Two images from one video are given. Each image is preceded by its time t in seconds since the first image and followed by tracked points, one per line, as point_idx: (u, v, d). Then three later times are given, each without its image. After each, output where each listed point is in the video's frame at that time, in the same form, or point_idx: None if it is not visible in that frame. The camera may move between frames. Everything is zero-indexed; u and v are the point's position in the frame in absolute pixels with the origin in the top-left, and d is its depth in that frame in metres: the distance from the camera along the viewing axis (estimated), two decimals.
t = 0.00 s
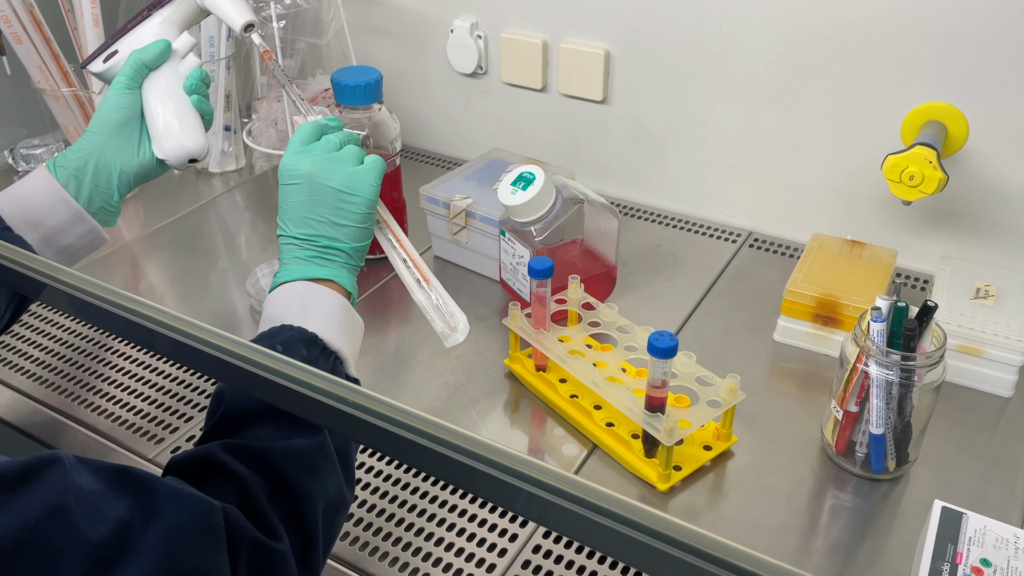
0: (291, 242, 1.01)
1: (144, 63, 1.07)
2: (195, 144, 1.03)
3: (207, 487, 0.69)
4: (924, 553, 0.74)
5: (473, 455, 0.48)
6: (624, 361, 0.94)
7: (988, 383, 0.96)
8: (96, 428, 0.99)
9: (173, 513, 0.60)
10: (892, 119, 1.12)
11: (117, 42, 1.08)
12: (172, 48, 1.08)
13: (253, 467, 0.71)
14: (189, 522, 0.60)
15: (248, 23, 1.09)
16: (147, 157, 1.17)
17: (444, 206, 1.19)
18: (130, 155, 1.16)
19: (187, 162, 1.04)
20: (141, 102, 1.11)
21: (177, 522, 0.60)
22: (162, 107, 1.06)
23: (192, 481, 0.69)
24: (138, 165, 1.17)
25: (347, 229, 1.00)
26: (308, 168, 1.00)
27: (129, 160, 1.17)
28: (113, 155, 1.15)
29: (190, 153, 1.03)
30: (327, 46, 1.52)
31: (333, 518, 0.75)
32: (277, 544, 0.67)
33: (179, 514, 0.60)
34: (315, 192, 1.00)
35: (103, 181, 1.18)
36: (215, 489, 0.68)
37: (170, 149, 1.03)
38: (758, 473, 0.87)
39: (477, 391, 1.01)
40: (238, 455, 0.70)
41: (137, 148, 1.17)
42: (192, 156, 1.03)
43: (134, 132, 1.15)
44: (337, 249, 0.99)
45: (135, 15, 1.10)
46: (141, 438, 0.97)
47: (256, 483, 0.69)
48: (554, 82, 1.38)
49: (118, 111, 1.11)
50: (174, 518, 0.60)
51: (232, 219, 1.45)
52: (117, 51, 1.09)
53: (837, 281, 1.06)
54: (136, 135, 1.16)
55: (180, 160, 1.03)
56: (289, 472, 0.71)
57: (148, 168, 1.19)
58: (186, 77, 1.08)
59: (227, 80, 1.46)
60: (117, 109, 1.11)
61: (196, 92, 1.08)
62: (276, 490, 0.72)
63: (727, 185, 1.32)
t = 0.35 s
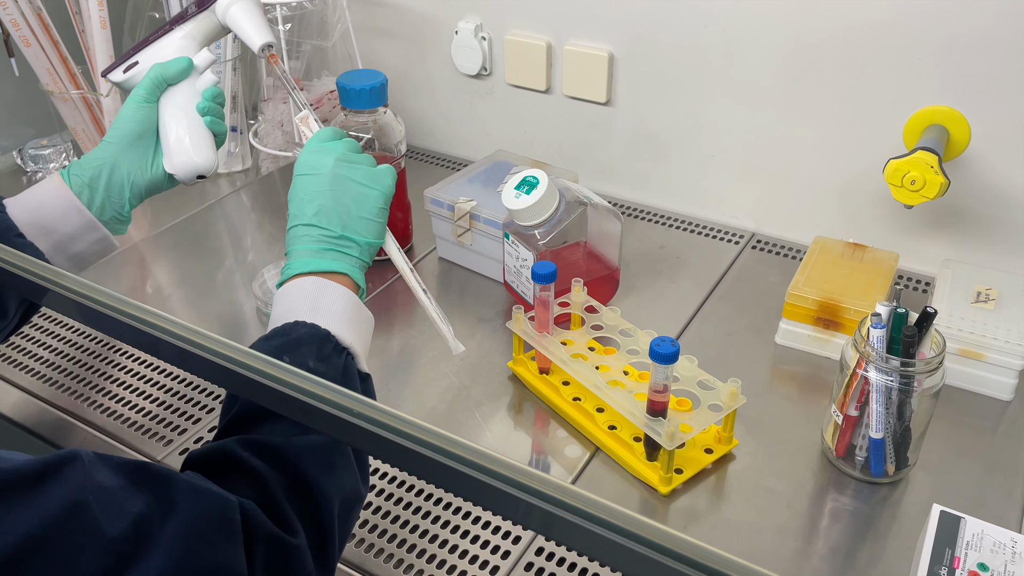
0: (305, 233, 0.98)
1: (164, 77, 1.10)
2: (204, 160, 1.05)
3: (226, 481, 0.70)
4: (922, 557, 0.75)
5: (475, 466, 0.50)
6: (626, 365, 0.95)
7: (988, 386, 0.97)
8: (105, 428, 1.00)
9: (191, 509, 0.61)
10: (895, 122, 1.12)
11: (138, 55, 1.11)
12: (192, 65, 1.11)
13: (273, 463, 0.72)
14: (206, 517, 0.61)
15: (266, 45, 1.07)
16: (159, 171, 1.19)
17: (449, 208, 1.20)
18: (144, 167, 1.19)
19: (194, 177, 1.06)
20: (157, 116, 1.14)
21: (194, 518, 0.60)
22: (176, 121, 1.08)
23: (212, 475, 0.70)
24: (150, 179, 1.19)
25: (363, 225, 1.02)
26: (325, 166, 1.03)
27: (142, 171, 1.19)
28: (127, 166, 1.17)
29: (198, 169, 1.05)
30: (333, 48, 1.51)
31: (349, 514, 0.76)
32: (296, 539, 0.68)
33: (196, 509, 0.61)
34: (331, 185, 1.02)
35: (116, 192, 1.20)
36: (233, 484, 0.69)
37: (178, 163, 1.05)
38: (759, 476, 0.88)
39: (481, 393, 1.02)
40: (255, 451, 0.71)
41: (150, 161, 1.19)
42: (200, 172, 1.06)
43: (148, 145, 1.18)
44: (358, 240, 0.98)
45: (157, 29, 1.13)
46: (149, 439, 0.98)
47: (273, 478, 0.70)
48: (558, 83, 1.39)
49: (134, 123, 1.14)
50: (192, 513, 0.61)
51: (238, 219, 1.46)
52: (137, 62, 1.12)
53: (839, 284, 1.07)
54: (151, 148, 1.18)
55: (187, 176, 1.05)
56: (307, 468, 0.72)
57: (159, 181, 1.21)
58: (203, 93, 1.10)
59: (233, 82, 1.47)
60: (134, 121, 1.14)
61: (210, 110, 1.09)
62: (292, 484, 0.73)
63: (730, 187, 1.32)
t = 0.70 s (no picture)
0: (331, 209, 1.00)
1: (173, 78, 1.10)
2: (210, 163, 1.07)
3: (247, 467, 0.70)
4: (928, 555, 0.76)
5: (487, 466, 0.50)
6: (634, 363, 0.96)
7: (995, 385, 0.97)
8: (117, 424, 1.01)
9: (214, 495, 0.61)
10: (903, 122, 1.12)
11: (148, 54, 1.11)
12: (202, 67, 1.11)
13: (291, 449, 0.72)
14: (228, 501, 0.61)
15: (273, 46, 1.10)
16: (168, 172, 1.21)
17: (457, 206, 1.21)
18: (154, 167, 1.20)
19: (200, 179, 1.08)
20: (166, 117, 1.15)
21: (218, 503, 0.61)
22: (184, 123, 1.09)
23: (232, 462, 0.71)
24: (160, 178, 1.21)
25: (378, 219, 1.05)
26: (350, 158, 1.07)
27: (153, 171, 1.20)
28: (137, 165, 1.19)
29: (204, 171, 1.07)
30: (342, 47, 1.54)
31: (367, 499, 0.77)
32: (316, 524, 0.69)
33: (219, 494, 0.61)
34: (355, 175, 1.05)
35: (126, 191, 1.21)
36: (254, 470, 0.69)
37: (186, 166, 1.07)
38: (766, 474, 0.89)
39: (489, 390, 1.03)
40: (274, 438, 0.72)
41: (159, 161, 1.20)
42: (206, 175, 1.08)
43: (157, 146, 1.20)
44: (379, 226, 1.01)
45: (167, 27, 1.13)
46: (160, 435, 0.99)
47: (292, 464, 0.70)
48: (565, 82, 1.39)
49: (144, 124, 1.16)
50: (214, 498, 0.61)
51: (247, 216, 1.47)
52: (147, 62, 1.12)
53: (846, 283, 1.07)
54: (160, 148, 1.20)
55: (194, 177, 1.07)
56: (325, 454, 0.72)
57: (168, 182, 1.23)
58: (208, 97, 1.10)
59: (243, 80, 1.48)
60: (143, 122, 1.16)
61: (219, 115, 1.09)
62: (310, 470, 0.73)
63: (738, 185, 1.32)
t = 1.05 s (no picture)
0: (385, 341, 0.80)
1: (110, 13, 1.25)
2: (151, 87, 1.21)
3: None
4: (936, 550, 0.76)
5: (497, 459, 0.51)
6: (643, 359, 0.96)
7: (1004, 382, 0.97)
8: (127, 417, 1.01)
9: None
10: (913, 118, 1.12)
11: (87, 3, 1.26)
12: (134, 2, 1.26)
13: None
14: None
15: None
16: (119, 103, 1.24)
17: (466, 202, 1.21)
18: (104, 97, 1.24)
19: (143, 103, 1.21)
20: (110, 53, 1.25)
21: None
22: (127, 47, 1.22)
23: None
24: (111, 109, 1.24)
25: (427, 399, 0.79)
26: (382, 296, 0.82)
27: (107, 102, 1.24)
28: (87, 98, 1.23)
29: (145, 93, 1.20)
30: (351, 43, 1.54)
31: None
32: None
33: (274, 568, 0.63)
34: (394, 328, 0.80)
35: (85, 126, 1.24)
36: None
37: (130, 92, 1.21)
38: (774, 469, 0.89)
39: (498, 386, 1.03)
40: None
41: (109, 92, 1.24)
42: (148, 98, 1.21)
43: (108, 79, 1.25)
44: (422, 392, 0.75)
45: None
46: (170, 428, 0.99)
47: None
48: (574, 77, 1.39)
49: (88, 58, 1.24)
50: None
51: (257, 211, 1.48)
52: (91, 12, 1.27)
53: (854, 279, 1.07)
54: (108, 81, 1.25)
55: (138, 102, 1.21)
56: None
57: (121, 115, 1.26)
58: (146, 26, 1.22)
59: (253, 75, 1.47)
60: (89, 57, 1.24)
61: (156, 40, 1.22)
62: None
63: (746, 180, 1.32)
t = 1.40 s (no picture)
0: None
1: (89, 10, 1.21)
2: (138, 73, 1.20)
3: None
4: (939, 547, 0.76)
5: (501, 454, 0.51)
6: (646, 356, 0.97)
7: (1007, 380, 0.97)
8: (134, 413, 1.02)
9: None
10: (917, 117, 1.12)
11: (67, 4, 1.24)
12: None
13: None
14: None
15: None
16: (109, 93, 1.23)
17: (470, 200, 1.22)
18: (93, 90, 1.23)
19: (132, 90, 1.21)
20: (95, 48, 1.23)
21: None
22: (110, 40, 1.20)
23: None
24: (101, 101, 1.23)
25: None
26: None
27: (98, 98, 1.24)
28: (77, 93, 1.22)
29: (133, 80, 1.20)
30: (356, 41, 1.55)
31: None
32: None
33: None
34: None
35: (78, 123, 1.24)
36: None
37: (118, 82, 1.20)
38: (777, 467, 0.89)
39: (502, 383, 1.04)
40: None
41: (97, 84, 1.23)
42: (137, 84, 1.21)
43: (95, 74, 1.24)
44: None
45: None
46: (176, 424, 1.00)
47: None
48: (579, 76, 1.39)
49: (74, 55, 1.22)
50: None
51: (262, 207, 1.48)
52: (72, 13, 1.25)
53: (858, 277, 1.07)
54: (96, 74, 1.24)
55: (127, 90, 1.21)
56: None
57: (113, 106, 1.25)
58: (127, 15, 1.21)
59: (258, 73, 1.48)
60: (75, 54, 1.22)
61: (138, 29, 1.21)
62: None
63: (750, 178, 1.32)
